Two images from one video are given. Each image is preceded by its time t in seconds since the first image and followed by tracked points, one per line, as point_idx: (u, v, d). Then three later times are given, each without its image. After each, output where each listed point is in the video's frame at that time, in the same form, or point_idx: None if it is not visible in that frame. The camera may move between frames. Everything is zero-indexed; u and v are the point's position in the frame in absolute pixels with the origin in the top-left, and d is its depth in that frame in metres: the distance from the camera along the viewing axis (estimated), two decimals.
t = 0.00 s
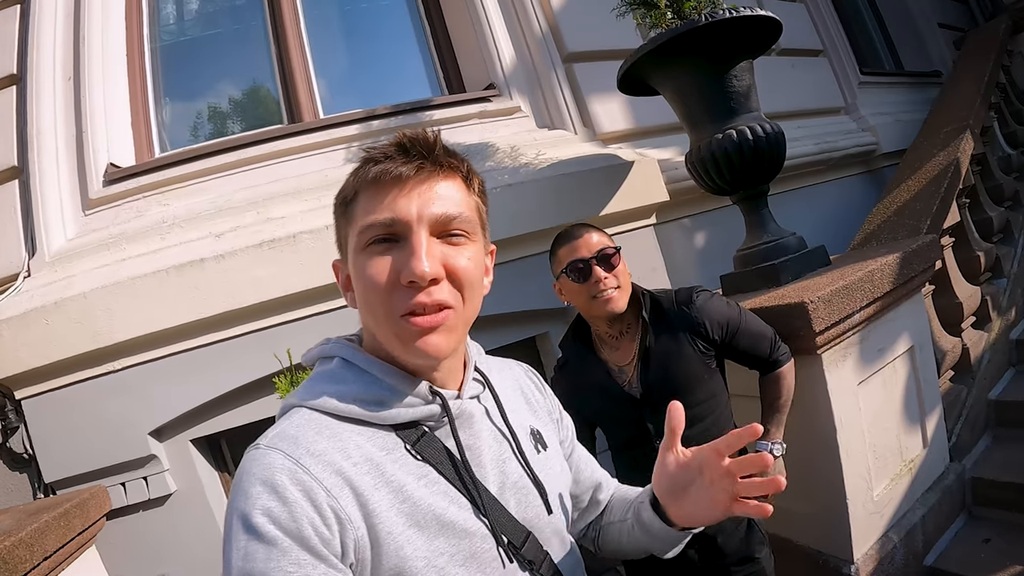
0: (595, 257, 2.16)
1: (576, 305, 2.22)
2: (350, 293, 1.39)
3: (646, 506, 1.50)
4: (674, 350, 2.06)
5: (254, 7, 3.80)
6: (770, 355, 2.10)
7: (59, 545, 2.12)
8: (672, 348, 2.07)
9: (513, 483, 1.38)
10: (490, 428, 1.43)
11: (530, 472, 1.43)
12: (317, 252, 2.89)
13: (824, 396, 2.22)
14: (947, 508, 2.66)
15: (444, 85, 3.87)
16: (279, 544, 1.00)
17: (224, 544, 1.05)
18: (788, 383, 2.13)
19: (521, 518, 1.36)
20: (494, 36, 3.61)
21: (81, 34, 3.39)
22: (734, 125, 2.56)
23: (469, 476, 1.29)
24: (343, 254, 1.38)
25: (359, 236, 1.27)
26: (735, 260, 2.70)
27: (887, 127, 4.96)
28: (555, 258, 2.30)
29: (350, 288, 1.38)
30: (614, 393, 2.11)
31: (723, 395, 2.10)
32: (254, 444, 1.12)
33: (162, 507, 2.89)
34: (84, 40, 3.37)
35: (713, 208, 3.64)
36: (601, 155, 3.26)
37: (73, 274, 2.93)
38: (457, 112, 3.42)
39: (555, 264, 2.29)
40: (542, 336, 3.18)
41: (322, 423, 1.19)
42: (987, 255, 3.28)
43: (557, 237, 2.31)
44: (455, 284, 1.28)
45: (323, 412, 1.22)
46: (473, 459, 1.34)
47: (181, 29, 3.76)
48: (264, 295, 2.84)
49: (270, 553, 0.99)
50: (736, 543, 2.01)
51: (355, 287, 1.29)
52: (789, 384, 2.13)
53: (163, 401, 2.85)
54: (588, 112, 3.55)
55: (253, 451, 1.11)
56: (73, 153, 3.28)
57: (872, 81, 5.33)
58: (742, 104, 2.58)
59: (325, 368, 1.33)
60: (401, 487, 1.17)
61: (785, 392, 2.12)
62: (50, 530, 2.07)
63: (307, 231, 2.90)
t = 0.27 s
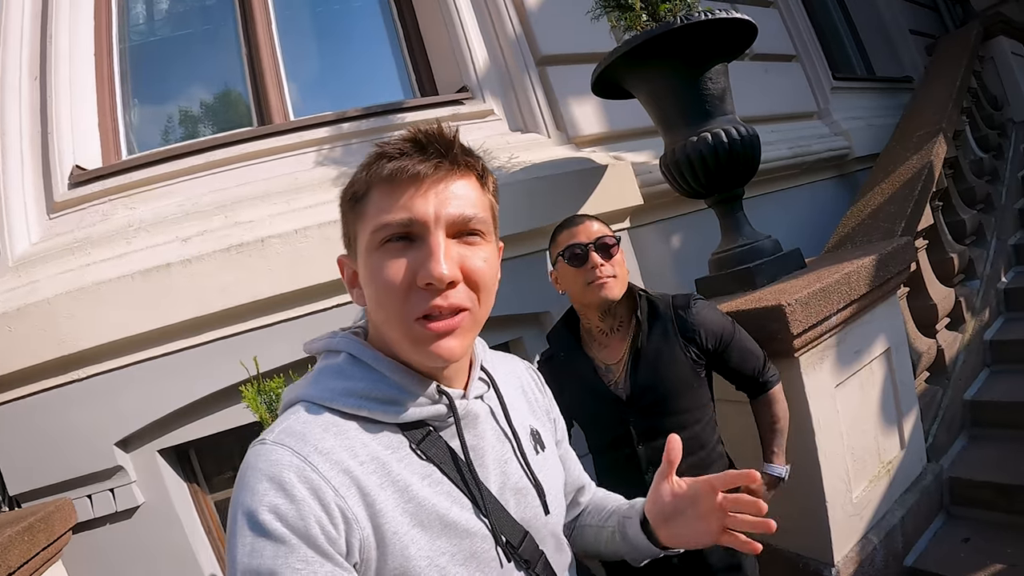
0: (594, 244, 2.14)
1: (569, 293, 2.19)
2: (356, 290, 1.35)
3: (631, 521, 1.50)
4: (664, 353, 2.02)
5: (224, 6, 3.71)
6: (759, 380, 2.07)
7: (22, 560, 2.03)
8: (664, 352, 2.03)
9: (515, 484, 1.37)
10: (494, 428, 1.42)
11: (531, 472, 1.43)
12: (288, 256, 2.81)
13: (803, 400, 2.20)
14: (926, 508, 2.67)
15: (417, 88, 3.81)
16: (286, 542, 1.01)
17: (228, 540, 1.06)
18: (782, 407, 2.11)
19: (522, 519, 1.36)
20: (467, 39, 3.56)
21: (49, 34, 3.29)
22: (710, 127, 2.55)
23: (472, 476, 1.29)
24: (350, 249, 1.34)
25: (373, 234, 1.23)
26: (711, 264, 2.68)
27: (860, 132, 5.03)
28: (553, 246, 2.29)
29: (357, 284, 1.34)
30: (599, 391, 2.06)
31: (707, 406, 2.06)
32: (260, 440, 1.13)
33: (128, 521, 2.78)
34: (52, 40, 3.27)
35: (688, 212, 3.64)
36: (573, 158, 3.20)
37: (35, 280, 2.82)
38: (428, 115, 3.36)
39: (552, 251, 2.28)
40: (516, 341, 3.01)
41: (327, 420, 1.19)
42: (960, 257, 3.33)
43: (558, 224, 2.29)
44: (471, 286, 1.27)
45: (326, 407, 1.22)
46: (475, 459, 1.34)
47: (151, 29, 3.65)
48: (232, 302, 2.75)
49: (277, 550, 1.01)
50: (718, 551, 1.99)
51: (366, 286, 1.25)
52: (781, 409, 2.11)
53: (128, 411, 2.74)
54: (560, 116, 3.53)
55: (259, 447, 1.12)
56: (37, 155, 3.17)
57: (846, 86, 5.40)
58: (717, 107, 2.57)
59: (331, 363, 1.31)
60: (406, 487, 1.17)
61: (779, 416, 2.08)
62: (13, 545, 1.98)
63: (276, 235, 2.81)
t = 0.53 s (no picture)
0: (603, 243, 2.11)
1: (576, 290, 2.16)
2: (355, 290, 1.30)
3: (614, 526, 1.47)
4: (667, 359, 1.98)
5: None
6: (753, 402, 2.04)
7: None
8: (669, 359, 1.98)
9: (511, 486, 1.34)
10: (492, 429, 1.38)
11: (528, 474, 1.39)
12: (273, 254, 2.74)
13: (796, 404, 2.18)
14: (917, 513, 2.66)
15: (405, 86, 3.77)
16: (287, 547, 0.97)
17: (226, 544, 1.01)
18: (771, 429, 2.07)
19: (519, 522, 1.32)
20: (457, 37, 3.51)
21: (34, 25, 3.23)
22: (703, 128, 2.52)
23: (471, 478, 1.25)
24: (351, 248, 1.29)
25: (376, 232, 1.19)
26: (703, 266, 2.66)
27: (850, 136, 5.05)
28: (559, 243, 2.25)
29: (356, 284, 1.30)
30: (598, 392, 2.03)
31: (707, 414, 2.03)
32: (258, 442, 1.08)
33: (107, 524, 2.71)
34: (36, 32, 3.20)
35: (680, 214, 3.62)
36: (565, 159, 3.17)
37: (14, 276, 2.74)
38: (417, 113, 3.30)
39: (561, 246, 2.24)
40: (503, 343, 2.95)
41: (326, 423, 1.15)
42: (951, 262, 3.33)
43: (565, 220, 2.26)
44: (475, 287, 1.24)
45: (324, 409, 1.18)
46: (474, 462, 1.29)
47: (137, 22, 3.56)
48: (215, 300, 2.68)
49: (278, 554, 0.97)
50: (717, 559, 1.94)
51: (368, 286, 1.21)
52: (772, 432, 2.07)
53: (108, 411, 2.67)
54: (549, 116, 3.49)
55: (257, 449, 1.07)
56: (17, 148, 3.09)
57: (836, 91, 5.42)
58: (710, 108, 2.55)
59: (329, 364, 1.25)
60: (405, 489, 1.13)
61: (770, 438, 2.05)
62: None
63: (260, 233, 2.75)
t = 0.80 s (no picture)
0: (606, 239, 2.08)
1: (578, 288, 2.13)
2: (344, 292, 1.25)
3: (597, 528, 1.43)
4: (678, 360, 1.96)
5: None
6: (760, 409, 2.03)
7: None
8: (678, 359, 1.97)
9: (501, 486, 1.29)
10: (481, 429, 1.34)
11: (516, 475, 1.35)
12: (258, 254, 2.69)
13: (789, 407, 2.15)
14: (911, 517, 2.63)
15: (394, 86, 3.74)
16: (280, 550, 0.93)
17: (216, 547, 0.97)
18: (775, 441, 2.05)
19: (507, 522, 1.28)
20: (446, 37, 3.47)
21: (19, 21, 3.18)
22: (694, 129, 2.50)
23: (462, 479, 1.21)
24: (341, 247, 1.23)
25: (370, 235, 1.14)
26: (694, 268, 2.63)
27: (840, 140, 5.06)
28: (563, 239, 2.21)
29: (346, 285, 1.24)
30: (604, 393, 1.97)
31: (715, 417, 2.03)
32: (249, 443, 1.03)
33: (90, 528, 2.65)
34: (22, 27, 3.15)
35: (671, 216, 3.60)
36: (555, 159, 3.14)
37: None
38: (406, 113, 3.27)
39: (563, 242, 2.21)
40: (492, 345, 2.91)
41: (319, 424, 1.09)
42: (943, 264, 3.33)
43: (569, 215, 2.22)
44: (469, 293, 1.20)
45: (315, 409, 1.12)
46: (463, 462, 1.25)
47: (126, 21, 3.49)
48: (199, 301, 2.63)
49: (272, 558, 0.93)
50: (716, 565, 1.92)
51: (360, 290, 1.16)
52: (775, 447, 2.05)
53: (89, 414, 2.61)
54: (539, 117, 3.47)
55: (248, 450, 1.02)
56: None
57: (828, 95, 5.43)
58: (701, 108, 2.53)
59: (318, 364, 1.19)
60: (397, 490, 1.09)
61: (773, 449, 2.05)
62: None
63: (245, 232, 2.70)
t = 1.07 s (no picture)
0: (593, 234, 2.04)
1: (567, 284, 2.08)
2: (315, 299, 1.17)
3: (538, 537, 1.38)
4: (669, 362, 1.92)
5: None
6: (746, 428, 1.98)
7: None
8: (670, 361, 1.92)
9: (465, 487, 1.26)
10: (440, 430, 1.30)
11: (480, 476, 1.32)
12: (235, 257, 2.63)
13: (774, 407, 2.12)
14: (899, 514, 2.61)
15: (373, 84, 3.68)
16: (246, 562, 0.89)
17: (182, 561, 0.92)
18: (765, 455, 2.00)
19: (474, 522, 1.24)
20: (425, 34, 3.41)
21: None
22: (675, 124, 2.47)
23: (427, 481, 1.16)
24: (313, 252, 1.15)
25: (362, 242, 1.10)
26: (676, 265, 2.60)
27: (824, 136, 5.06)
28: (552, 234, 2.17)
29: (316, 292, 1.16)
30: (594, 395, 1.92)
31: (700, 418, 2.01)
32: (210, 456, 0.97)
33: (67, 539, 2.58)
34: None
35: (654, 214, 3.58)
36: (533, 157, 3.08)
37: None
38: (384, 112, 3.21)
39: (552, 238, 2.16)
40: (473, 346, 2.87)
41: (281, 432, 1.03)
42: (928, 259, 3.33)
43: (558, 210, 2.17)
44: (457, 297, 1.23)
45: (274, 416, 1.06)
46: (426, 464, 1.22)
47: (102, 20, 3.43)
48: (174, 305, 2.56)
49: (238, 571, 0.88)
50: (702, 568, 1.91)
51: (346, 299, 1.11)
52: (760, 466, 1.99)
53: (63, 423, 2.54)
54: (519, 114, 3.43)
55: (208, 463, 0.96)
56: None
57: (812, 91, 5.44)
58: (682, 103, 2.50)
59: (276, 372, 1.14)
60: (362, 494, 1.04)
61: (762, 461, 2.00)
62: None
63: (220, 235, 2.64)
